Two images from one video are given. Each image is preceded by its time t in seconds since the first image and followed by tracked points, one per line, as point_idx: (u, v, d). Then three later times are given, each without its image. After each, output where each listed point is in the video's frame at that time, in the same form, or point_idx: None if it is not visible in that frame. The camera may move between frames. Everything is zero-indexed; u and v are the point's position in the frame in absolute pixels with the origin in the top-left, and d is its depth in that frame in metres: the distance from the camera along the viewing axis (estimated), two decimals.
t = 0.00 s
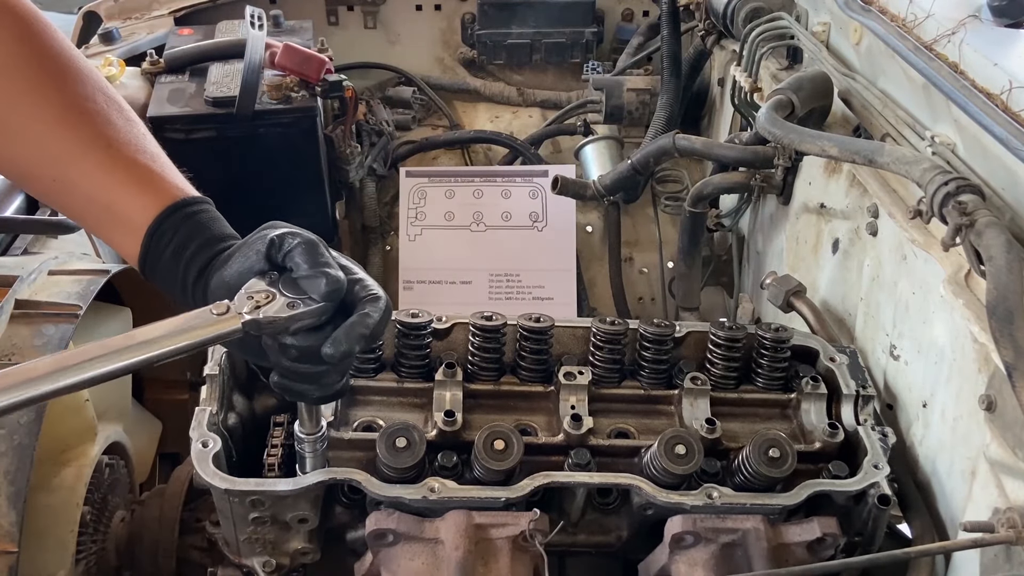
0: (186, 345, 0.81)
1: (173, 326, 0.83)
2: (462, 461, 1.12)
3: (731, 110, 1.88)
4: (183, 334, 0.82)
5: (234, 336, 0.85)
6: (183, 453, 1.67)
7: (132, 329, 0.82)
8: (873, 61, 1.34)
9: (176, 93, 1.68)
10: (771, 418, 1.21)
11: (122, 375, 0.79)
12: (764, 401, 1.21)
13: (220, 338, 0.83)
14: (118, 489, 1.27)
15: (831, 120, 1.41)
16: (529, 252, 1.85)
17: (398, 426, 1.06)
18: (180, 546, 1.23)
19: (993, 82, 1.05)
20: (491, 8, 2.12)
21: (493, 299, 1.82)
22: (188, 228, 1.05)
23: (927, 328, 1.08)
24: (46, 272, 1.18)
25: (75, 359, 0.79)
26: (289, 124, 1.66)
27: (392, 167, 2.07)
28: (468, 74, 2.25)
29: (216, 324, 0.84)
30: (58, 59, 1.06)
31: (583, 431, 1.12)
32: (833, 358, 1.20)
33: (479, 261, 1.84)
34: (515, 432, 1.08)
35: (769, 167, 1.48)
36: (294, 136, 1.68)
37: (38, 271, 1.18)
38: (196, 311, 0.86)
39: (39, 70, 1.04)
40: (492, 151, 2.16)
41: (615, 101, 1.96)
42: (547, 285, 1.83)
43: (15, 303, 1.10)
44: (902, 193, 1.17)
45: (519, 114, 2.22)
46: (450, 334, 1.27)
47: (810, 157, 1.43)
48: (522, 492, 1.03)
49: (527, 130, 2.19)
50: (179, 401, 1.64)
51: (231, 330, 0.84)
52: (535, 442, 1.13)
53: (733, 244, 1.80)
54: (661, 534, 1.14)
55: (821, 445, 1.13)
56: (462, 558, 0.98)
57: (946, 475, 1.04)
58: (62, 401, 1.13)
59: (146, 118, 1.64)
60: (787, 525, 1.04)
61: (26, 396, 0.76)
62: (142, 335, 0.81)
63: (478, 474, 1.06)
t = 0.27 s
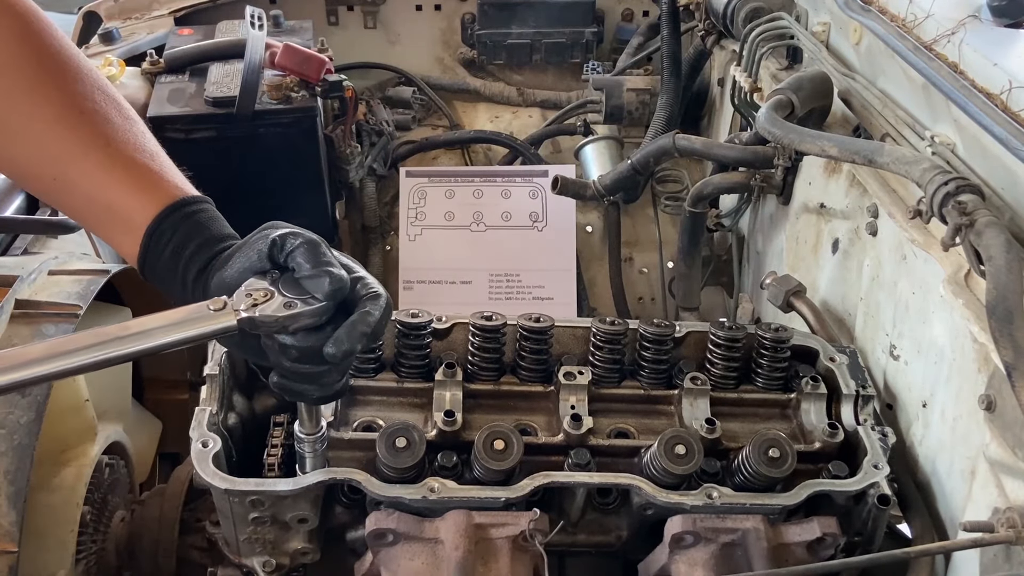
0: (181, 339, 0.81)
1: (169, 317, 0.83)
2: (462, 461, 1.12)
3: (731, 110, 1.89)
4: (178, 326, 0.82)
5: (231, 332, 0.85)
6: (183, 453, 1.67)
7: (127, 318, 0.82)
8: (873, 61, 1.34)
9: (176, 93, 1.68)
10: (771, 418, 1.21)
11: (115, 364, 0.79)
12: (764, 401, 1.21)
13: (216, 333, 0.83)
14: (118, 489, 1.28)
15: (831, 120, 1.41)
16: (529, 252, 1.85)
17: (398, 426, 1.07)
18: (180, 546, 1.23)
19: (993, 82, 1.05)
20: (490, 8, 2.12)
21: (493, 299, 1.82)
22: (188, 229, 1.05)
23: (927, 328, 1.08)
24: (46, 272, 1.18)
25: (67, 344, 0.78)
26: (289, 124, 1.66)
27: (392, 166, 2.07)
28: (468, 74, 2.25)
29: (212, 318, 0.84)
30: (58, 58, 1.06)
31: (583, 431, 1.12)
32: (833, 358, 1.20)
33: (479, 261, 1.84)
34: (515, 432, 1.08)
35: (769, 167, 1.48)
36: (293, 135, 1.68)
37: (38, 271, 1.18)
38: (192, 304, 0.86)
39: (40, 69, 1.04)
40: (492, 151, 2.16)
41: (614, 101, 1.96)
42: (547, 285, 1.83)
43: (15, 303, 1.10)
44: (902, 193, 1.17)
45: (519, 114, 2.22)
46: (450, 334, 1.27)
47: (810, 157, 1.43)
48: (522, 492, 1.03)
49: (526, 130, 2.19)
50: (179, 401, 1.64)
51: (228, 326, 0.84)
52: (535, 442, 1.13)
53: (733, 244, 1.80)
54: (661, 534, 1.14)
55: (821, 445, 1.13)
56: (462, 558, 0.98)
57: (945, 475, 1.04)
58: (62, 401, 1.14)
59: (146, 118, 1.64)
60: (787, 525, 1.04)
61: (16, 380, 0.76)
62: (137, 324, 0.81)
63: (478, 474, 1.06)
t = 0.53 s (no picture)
0: (180, 339, 0.81)
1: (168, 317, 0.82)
2: (462, 461, 1.12)
3: (730, 110, 1.89)
4: (177, 326, 0.82)
5: (230, 331, 0.85)
6: (183, 454, 1.67)
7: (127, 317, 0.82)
8: (873, 61, 1.34)
9: (176, 93, 1.68)
10: (771, 418, 1.21)
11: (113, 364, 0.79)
12: (764, 401, 1.21)
13: (215, 333, 0.83)
14: (118, 489, 1.28)
15: (831, 120, 1.41)
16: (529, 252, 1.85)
17: (398, 426, 1.07)
18: (180, 546, 1.23)
19: (993, 82, 1.05)
20: (490, 8, 2.12)
21: (493, 299, 1.82)
22: (189, 228, 1.05)
23: (927, 328, 1.08)
24: (46, 272, 1.18)
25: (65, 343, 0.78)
26: (289, 124, 1.66)
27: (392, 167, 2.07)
28: (468, 74, 2.25)
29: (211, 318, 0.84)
30: (60, 58, 1.06)
31: (583, 431, 1.12)
32: (833, 358, 1.20)
33: (479, 261, 1.84)
34: (515, 432, 1.08)
35: (769, 167, 1.48)
36: (293, 135, 1.68)
37: (38, 271, 1.18)
38: (192, 304, 0.86)
39: (41, 69, 1.04)
40: (492, 151, 2.16)
41: (614, 101, 1.96)
42: (546, 285, 1.83)
43: (16, 303, 1.10)
44: (902, 193, 1.17)
45: (519, 114, 2.22)
46: (450, 334, 1.27)
47: (810, 157, 1.43)
48: (522, 492, 1.03)
49: (527, 130, 2.19)
50: (179, 401, 1.64)
51: (228, 326, 0.84)
52: (535, 442, 1.13)
53: (733, 244, 1.80)
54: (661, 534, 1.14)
55: (821, 445, 1.13)
56: (461, 558, 0.98)
57: (945, 475, 1.04)
58: (63, 401, 1.14)
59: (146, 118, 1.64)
60: (787, 525, 1.04)
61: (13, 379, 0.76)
62: (137, 324, 0.81)
63: (478, 474, 1.06)
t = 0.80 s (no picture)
0: (180, 348, 0.81)
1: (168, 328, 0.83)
2: (462, 461, 1.12)
3: (731, 110, 1.88)
4: (178, 336, 0.82)
5: (231, 338, 0.85)
6: (183, 454, 1.67)
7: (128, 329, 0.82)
8: (873, 61, 1.34)
9: (175, 93, 1.68)
10: (771, 418, 1.21)
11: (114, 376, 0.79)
12: (764, 402, 1.21)
13: (216, 340, 0.83)
14: (119, 490, 1.28)
15: (831, 120, 1.41)
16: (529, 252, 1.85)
17: (398, 427, 1.06)
18: (180, 547, 1.23)
19: (993, 82, 1.05)
20: (490, 8, 2.12)
21: (493, 299, 1.82)
22: (186, 226, 1.05)
23: (927, 328, 1.08)
24: (46, 272, 1.18)
25: (68, 357, 0.78)
26: (289, 124, 1.66)
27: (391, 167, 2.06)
28: (468, 74, 2.25)
29: (214, 323, 0.84)
30: (57, 53, 1.06)
31: (583, 431, 1.12)
32: (834, 359, 1.20)
33: (479, 261, 1.84)
34: (515, 433, 1.08)
35: (769, 167, 1.48)
36: (293, 135, 1.68)
37: (38, 271, 1.18)
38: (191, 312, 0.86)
39: (39, 66, 1.04)
40: (492, 151, 2.15)
41: (614, 101, 1.96)
42: (546, 285, 1.83)
43: (15, 303, 1.10)
44: (902, 193, 1.17)
45: (519, 114, 2.22)
46: (450, 334, 1.27)
47: (810, 157, 1.43)
48: (522, 493, 1.03)
49: (526, 130, 2.19)
50: (179, 401, 1.64)
51: (228, 332, 0.84)
52: (535, 443, 1.13)
53: (733, 244, 1.80)
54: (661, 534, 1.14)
55: (821, 445, 1.13)
56: (462, 558, 0.98)
57: (946, 475, 1.04)
58: (62, 402, 1.14)
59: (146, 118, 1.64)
60: (787, 526, 1.04)
61: (15, 397, 0.76)
62: (136, 335, 0.81)
63: (478, 475, 1.06)
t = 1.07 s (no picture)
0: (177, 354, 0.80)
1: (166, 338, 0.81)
2: (462, 461, 1.12)
3: (731, 110, 1.88)
4: (176, 342, 0.81)
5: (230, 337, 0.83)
6: (183, 454, 1.67)
7: (125, 336, 0.81)
8: (873, 61, 1.34)
9: (175, 93, 1.68)
10: (771, 418, 1.21)
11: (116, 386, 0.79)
12: (764, 402, 1.21)
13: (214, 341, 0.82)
14: (118, 490, 1.28)
15: (831, 120, 1.41)
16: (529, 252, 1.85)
17: (398, 427, 1.06)
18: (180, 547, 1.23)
19: (993, 82, 1.05)
20: (490, 8, 2.12)
21: (493, 299, 1.82)
22: (167, 188, 1.03)
23: (927, 328, 1.08)
24: (46, 272, 1.18)
25: (70, 369, 0.78)
26: (288, 124, 1.66)
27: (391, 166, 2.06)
28: (468, 74, 2.25)
29: (216, 324, 0.83)
30: (41, 7, 0.99)
31: (583, 431, 1.12)
32: (834, 359, 1.20)
33: (479, 261, 1.84)
34: (515, 432, 1.08)
35: (768, 167, 1.48)
36: (293, 135, 1.68)
37: (38, 271, 1.18)
38: (187, 313, 0.84)
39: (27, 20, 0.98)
40: (492, 151, 2.15)
41: (614, 101, 1.96)
42: (546, 285, 1.83)
43: (15, 303, 1.10)
44: (902, 194, 1.17)
45: (519, 114, 2.22)
46: (450, 334, 1.27)
47: (810, 157, 1.43)
48: (522, 493, 1.03)
49: (526, 130, 2.19)
50: (179, 400, 1.64)
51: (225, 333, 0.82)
52: (535, 442, 1.13)
53: (733, 244, 1.80)
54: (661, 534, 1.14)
55: (821, 445, 1.13)
56: (462, 558, 0.98)
57: (945, 475, 1.04)
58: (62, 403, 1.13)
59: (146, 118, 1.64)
60: (787, 526, 1.04)
61: (17, 416, 0.77)
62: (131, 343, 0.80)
63: (479, 475, 1.06)
